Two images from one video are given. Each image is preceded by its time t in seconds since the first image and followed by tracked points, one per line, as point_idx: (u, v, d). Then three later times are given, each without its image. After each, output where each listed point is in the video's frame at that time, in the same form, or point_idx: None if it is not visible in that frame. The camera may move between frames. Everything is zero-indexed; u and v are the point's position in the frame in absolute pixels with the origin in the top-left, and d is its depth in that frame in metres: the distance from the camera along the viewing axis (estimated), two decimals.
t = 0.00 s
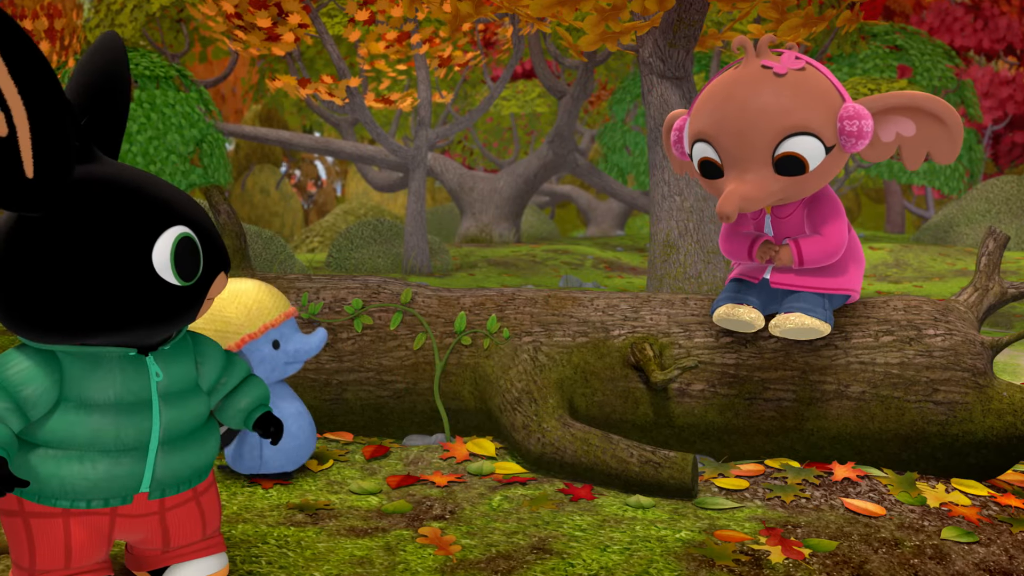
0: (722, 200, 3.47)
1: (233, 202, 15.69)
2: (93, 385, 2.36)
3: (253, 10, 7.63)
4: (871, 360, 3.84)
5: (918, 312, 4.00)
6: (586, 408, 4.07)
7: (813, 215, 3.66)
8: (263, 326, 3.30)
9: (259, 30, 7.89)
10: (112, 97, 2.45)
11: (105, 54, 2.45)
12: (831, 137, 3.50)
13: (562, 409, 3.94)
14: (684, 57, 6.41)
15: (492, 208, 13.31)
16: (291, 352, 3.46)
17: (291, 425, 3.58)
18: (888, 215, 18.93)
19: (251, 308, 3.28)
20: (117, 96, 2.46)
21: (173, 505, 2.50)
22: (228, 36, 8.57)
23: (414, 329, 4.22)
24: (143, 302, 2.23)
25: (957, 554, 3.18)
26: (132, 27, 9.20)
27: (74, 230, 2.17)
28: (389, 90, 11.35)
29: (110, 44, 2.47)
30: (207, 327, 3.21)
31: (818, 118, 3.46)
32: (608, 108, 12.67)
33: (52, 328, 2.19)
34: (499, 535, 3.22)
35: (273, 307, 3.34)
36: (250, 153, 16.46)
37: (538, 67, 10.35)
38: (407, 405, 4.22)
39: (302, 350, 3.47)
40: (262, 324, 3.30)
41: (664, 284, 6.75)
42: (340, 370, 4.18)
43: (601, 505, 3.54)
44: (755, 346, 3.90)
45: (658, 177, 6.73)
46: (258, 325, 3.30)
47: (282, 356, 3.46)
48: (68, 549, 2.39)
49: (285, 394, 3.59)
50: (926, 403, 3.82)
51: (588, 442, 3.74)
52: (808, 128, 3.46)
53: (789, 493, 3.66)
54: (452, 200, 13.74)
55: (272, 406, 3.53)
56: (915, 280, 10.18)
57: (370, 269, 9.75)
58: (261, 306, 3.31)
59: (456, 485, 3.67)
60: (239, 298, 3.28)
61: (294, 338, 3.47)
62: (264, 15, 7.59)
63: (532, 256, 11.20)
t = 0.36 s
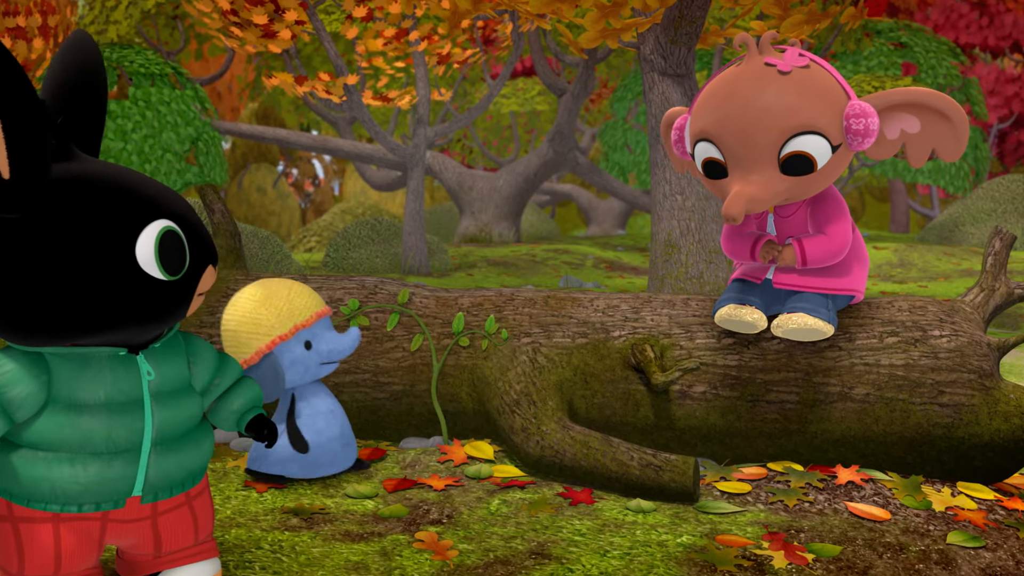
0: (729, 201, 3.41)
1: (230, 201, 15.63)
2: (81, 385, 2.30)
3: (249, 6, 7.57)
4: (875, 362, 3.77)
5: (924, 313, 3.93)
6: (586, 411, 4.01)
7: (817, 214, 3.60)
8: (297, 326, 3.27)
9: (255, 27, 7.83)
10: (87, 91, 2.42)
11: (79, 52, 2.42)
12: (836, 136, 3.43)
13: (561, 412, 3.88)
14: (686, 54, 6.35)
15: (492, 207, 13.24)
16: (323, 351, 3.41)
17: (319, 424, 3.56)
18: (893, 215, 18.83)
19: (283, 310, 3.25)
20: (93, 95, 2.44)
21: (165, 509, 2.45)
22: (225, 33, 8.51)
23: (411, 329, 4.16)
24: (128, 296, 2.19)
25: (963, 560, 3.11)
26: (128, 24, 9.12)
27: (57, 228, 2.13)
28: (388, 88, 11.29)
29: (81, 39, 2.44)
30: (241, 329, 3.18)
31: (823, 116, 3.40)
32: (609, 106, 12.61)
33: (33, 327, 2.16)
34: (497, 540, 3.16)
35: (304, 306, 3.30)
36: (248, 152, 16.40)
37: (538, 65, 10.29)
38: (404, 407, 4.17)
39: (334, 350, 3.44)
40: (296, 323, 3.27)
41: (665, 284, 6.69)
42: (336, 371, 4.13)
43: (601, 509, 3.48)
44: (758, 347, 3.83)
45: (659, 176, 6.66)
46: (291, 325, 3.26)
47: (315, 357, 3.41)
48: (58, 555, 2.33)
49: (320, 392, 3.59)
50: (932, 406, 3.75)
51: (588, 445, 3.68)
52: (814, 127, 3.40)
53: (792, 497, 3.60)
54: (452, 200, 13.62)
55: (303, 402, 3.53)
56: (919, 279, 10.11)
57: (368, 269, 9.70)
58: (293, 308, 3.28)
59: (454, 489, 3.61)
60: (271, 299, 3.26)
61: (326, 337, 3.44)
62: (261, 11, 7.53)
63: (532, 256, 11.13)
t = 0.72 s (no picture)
0: (744, 201, 3.31)
1: (223, 199, 15.56)
2: (80, 402, 2.21)
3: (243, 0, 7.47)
4: (883, 365, 3.67)
5: (933, 314, 3.81)
6: (586, 415, 3.91)
7: (823, 213, 3.50)
8: (335, 326, 3.16)
9: (249, 22, 7.73)
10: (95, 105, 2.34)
11: (84, 50, 2.31)
12: (849, 131, 3.34)
13: (559, 416, 3.78)
14: (688, 49, 6.26)
15: (492, 205, 13.13)
16: (359, 355, 3.29)
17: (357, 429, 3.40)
18: (901, 213, 18.67)
19: (320, 310, 3.14)
20: (101, 99, 2.34)
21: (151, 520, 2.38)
22: (218, 28, 8.41)
23: (406, 331, 4.06)
24: (126, 322, 2.11)
25: (974, 569, 3.01)
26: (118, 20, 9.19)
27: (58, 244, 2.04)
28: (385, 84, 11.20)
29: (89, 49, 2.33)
30: (278, 331, 3.08)
31: (834, 111, 3.30)
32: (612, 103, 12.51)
33: (28, 344, 2.06)
34: (493, 549, 3.07)
35: (342, 305, 3.22)
36: (241, 149, 16.35)
37: (538, 60, 10.19)
38: (399, 411, 4.07)
39: (370, 354, 3.32)
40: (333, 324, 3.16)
41: (668, 284, 6.59)
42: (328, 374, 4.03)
43: (601, 517, 3.38)
44: (763, 350, 3.73)
45: (661, 174, 6.55)
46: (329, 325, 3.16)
47: (351, 360, 3.29)
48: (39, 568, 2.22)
49: (355, 400, 3.44)
50: (941, 410, 3.65)
51: (587, 450, 3.58)
52: (826, 122, 3.29)
53: (797, 504, 3.49)
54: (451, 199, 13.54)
55: (341, 411, 3.38)
56: (926, 279, 9.99)
57: (364, 269, 9.60)
58: (330, 307, 3.17)
59: (449, 496, 3.51)
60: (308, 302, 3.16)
61: (363, 341, 3.32)
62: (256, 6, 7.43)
63: (533, 255, 11.01)
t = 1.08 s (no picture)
0: (748, 194, 3.18)
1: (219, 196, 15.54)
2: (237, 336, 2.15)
3: None
4: (892, 368, 3.55)
5: (943, 316, 3.69)
6: (586, 419, 3.81)
7: (830, 211, 3.38)
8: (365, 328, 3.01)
9: (242, 15, 7.64)
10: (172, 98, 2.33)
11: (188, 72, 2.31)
12: (858, 125, 3.22)
13: (558, 421, 3.68)
14: (692, 43, 6.15)
15: (490, 203, 13.04)
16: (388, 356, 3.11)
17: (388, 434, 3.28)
18: (909, 211, 18.55)
19: (346, 312, 2.97)
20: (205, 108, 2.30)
21: (215, 486, 2.14)
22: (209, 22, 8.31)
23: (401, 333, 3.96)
24: (245, 280, 2.12)
25: None
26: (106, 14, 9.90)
27: (190, 188, 2.05)
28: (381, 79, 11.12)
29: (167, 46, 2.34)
30: (306, 334, 2.92)
31: (842, 103, 3.18)
32: (614, 99, 12.41)
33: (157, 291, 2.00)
34: (489, 559, 2.96)
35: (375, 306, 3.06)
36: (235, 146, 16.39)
37: (538, 55, 10.08)
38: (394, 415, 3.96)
39: (398, 355, 3.13)
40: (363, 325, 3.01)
41: (671, 284, 6.48)
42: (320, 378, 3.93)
43: (600, 525, 3.26)
44: (768, 352, 3.62)
45: (663, 172, 6.44)
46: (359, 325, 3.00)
47: (380, 362, 3.11)
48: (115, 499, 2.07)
49: (384, 400, 3.30)
50: (952, 415, 3.53)
51: (586, 456, 3.47)
52: (834, 115, 3.18)
53: (803, 512, 3.38)
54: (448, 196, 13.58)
55: (366, 411, 3.25)
56: (935, 280, 9.86)
57: (360, 269, 9.50)
58: (358, 310, 3.01)
59: (444, 503, 3.41)
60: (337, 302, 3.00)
61: (391, 342, 3.14)
62: None
63: (533, 255, 10.90)
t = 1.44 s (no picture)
0: (745, 193, 3.09)
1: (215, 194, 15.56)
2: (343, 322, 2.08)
3: None
4: (900, 372, 3.46)
5: (952, 317, 3.59)
6: (585, 424, 3.72)
7: (836, 210, 3.28)
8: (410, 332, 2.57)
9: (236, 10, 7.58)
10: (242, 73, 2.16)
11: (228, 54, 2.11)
12: (860, 122, 3.12)
13: (556, 425, 3.60)
14: (695, 38, 6.07)
15: (489, 202, 12.94)
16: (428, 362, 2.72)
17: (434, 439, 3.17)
18: (917, 210, 18.43)
19: (394, 313, 2.47)
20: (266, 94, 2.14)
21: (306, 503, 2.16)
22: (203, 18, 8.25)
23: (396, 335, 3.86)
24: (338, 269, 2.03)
25: None
26: (98, 9, 10.35)
27: (284, 184, 1.95)
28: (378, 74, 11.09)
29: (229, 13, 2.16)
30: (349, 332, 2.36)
31: (845, 100, 3.08)
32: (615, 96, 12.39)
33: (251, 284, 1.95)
34: (485, 568, 2.85)
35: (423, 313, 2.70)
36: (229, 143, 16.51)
37: (538, 50, 10.02)
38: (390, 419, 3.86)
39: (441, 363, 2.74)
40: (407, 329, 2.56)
41: (673, 285, 6.37)
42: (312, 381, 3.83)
43: (599, 532, 3.16)
44: (772, 355, 3.53)
45: (666, 170, 6.35)
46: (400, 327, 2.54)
47: (420, 369, 2.72)
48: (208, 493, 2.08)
49: (420, 410, 3.15)
50: (961, 419, 3.43)
51: (585, 462, 3.38)
52: (836, 112, 3.08)
53: (809, 519, 3.28)
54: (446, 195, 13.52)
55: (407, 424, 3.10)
56: (944, 279, 9.76)
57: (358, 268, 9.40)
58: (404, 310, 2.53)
59: (440, 510, 3.31)
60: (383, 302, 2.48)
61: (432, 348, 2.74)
62: None
63: (533, 255, 10.80)
